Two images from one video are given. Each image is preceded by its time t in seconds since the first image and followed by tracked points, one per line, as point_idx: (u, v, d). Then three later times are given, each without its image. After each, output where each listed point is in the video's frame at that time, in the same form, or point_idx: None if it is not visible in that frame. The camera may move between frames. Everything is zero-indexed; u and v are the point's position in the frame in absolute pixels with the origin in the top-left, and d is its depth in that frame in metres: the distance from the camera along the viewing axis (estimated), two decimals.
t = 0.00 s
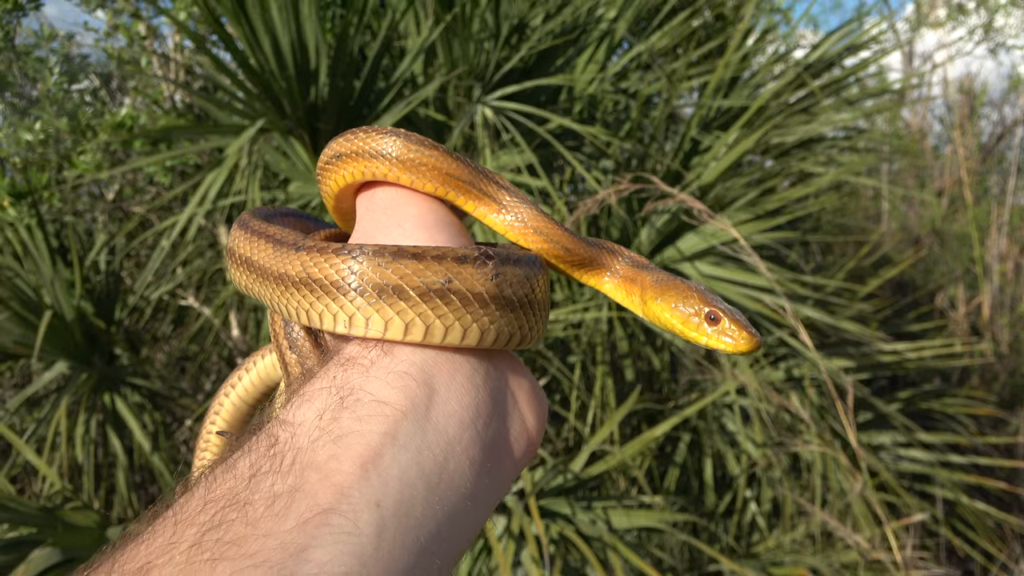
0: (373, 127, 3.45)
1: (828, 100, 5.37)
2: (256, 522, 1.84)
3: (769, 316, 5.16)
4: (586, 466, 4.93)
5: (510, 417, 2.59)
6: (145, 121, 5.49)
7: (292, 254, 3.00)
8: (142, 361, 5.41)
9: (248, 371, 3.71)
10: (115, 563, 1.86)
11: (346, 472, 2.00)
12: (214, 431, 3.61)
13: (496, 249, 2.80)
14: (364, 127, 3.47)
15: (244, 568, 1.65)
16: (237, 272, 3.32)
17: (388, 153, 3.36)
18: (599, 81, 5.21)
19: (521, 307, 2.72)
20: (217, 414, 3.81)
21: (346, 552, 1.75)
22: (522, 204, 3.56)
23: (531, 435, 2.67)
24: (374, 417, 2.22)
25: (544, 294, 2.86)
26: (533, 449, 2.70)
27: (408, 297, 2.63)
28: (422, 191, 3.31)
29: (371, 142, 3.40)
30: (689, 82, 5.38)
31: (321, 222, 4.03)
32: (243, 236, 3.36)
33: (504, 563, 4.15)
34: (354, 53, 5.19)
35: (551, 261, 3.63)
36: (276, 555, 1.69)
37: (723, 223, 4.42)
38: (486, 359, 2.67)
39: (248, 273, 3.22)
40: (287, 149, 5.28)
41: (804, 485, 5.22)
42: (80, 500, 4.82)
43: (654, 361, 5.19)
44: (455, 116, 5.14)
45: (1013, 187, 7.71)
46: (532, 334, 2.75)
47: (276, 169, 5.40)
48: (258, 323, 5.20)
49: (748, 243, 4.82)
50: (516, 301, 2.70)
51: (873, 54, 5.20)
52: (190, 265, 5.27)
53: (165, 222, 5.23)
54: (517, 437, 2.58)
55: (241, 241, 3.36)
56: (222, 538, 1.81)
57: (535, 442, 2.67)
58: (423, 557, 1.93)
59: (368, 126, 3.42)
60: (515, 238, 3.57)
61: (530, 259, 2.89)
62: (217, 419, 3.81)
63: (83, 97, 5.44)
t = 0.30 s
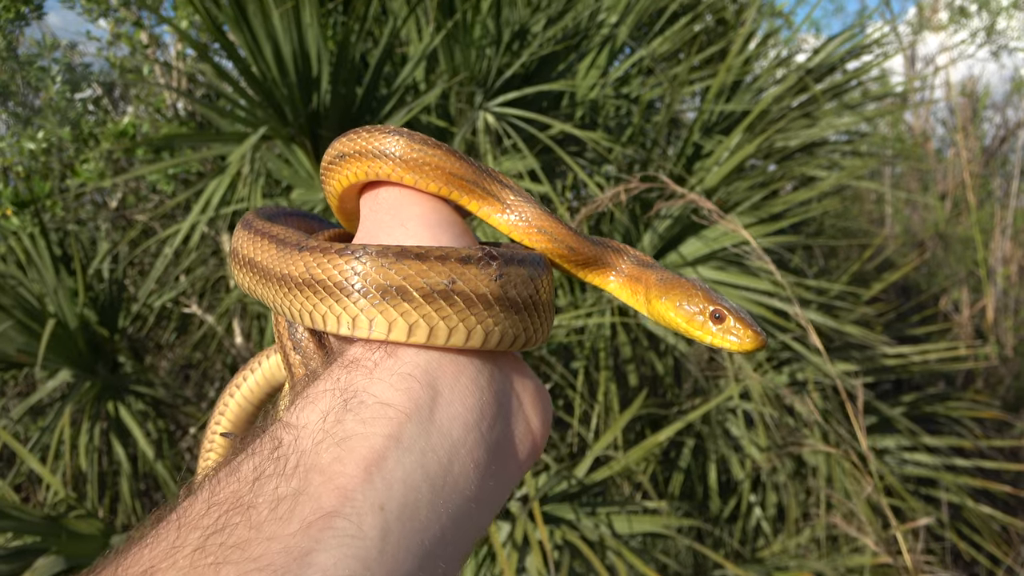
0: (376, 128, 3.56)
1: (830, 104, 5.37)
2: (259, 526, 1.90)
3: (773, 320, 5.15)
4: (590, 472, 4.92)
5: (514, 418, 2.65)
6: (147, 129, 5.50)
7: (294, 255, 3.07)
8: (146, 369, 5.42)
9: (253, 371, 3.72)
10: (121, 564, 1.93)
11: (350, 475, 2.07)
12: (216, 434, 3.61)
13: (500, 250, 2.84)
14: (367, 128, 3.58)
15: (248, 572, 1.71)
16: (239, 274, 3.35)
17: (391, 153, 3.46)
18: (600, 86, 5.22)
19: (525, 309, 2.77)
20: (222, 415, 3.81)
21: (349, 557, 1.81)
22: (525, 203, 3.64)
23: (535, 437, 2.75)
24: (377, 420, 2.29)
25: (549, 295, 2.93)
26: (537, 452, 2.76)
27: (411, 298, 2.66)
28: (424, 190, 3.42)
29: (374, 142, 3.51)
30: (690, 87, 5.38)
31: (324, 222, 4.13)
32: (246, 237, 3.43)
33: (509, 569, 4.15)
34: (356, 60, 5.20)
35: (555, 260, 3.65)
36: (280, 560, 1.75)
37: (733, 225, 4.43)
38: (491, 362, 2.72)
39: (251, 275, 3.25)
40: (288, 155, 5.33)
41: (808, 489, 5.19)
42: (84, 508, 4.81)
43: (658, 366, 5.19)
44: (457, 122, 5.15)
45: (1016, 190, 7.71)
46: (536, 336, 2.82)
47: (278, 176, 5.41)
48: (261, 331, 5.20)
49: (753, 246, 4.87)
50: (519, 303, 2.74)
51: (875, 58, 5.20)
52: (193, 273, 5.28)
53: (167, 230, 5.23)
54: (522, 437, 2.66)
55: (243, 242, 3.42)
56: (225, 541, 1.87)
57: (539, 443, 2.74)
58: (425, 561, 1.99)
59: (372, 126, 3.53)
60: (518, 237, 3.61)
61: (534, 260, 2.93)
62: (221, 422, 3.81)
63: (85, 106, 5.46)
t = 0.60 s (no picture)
0: (382, 144, 3.64)
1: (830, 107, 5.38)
2: (264, 539, 1.97)
3: (773, 324, 5.16)
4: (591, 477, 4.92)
5: (519, 432, 2.66)
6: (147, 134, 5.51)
7: (302, 270, 3.20)
8: (146, 374, 5.42)
9: (257, 388, 3.72)
10: None
11: (354, 490, 2.13)
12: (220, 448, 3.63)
13: (505, 265, 2.93)
14: (373, 145, 3.66)
15: None
16: (249, 291, 3.53)
17: (397, 169, 3.55)
18: (600, 89, 5.22)
19: (531, 324, 2.83)
20: (228, 430, 3.84)
21: (352, 571, 1.86)
22: (530, 219, 3.72)
23: (540, 451, 2.73)
24: (382, 434, 2.34)
25: (554, 310, 2.97)
26: (542, 464, 2.74)
27: (416, 313, 2.75)
28: (429, 206, 3.49)
29: (380, 158, 3.59)
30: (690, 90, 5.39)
31: (330, 237, 4.19)
32: (254, 254, 3.59)
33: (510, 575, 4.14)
34: (356, 64, 5.21)
35: (560, 276, 3.74)
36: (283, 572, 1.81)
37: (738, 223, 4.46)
38: (496, 377, 2.75)
39: (259, 290, 3.45)
40: (289, 161, 5.30)
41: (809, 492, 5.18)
42: (85, 515, 4.80)
43: (658, 370, 5.18)
44: (456, 126, 5.15)
45: (1017, 192, 7.71)
46: (542, 350, 2.85)
47: (278, 181, 5.40)
48: (262, 336, 5.20)
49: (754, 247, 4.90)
50: (525, 317, 2.81)
51: (874, 61, 5.20)
52: (193, 278, 5.28)
53: (167, 235, 5.24)
54: (526, 451, 2.65)
55: (252, 259, 3.58)
56: (230, 555, 1.93)
57: (545, 457, 2.72)
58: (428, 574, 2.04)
59: (378, 143, 3.61)
60: (523, 252, 3.71)
61: (539, 275, 3.00)
62: (227, 436, 3.84)
63: (85, 112, 5.48)
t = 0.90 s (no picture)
0: (364, 148, 3.73)
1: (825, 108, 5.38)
2: (245, 545, 1.94)
3: (769, 326, 5.14)
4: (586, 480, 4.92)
5: (502, 435, 2.69)
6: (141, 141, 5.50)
7: (283, 276, 3.17)
8: (141, 381, 5.40)
9: (243, 394, 3.76)
10: None
11: (337, 495, 2.11)
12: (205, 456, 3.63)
13: (487, 267, 2.94)
14: (355, 148, 3.75)
15: None
16: (232, 296, 3.51)
17: (380, 172, 3.64)
18: (594, 92, 5.21)
19: (513, 324, 2.87)
20: (213, 437, 3.85)
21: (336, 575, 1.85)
22: (514, 222, 3.82)
23: (525, 454, 2.76)
24: (364, 439, 2.34)
25: (537, 311, 3.01)
26: (528, 468, 2.77)
27: (398, 315, 2.75)
28: (412, 209, 3.60)
29: (362, 161, 3.68)
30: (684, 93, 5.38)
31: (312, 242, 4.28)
32: (237, 260, 3.57)
33: None
34: (349, 69, 5.20)
35: (544, 278, 3.84)
36: None
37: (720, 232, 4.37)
38: (479, 378, 2.78)
39: (243, 296, 3.40)
40: (283, 166, 5.24)
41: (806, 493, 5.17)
42: (81, 522, 4.78)
43: (654, 373, 5.17)
44: (450, 131, 5.15)
45: (1012, 192, 7.72)
46: (524, 349, 2.90)
47: (272, 186, 5.39)
48: (257, 342, 5.18)
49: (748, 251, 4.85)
50: (507, 317, 2.85)
51: (868, 62, 5.20)
52: (187, 284, 5.26)
53: (161, 242, 5.22)
54: (510, 454, 2.68)
55: (235, 265, 3.57)
56: (211, 561, 1.90)
57: (530, 460, 2.76)
58: None
59: (359, 146, 3.71)
60: (507, 254, 3.82)
61: (522, 277, 3.03)
62: (212, 444, 3.85)
63: (78, 119, 5.47)
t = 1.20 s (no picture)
0: (358, 143, 3.56)
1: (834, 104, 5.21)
2: (233, 553, 1.84)
3: (777, 328, 4.97)
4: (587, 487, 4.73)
5: (503, 438, 2.54)
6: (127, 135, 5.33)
7: (273, 275, 3.03)
8: (126, 383, 5.22)
9: (234, 400, 3.59)
10: None
11: (329, 500, 2.00)
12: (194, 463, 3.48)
13: (485, 266, 2.82)
14: (348, 143, 3.57)
15: None
16: (222, 296, 3.35)
17: (374, 167, 3.46)
18: (596, 86, 5.05)
19: (512, 321, 2.73)
20: (202, 443, 3.67)
21: None
22: (514, 219, 3.64)
23: (526, 459, 2.60)
24: (358, 442, 2.22)
25: (537, 309, 2.87)
26: (528, 473, 2.61)
27: (392, 313, 2.63)
28: (407, 205, 3.42)
29: (356, 156, 3.50)
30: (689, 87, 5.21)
31: (305, 241, 4.08)
32: (226, 258, 3.40)
33: None
34: (342, 62, 5.03)
35: (545, 277, 3.66)
36: None
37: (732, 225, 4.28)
38: (478, 378, 2.64)
39: (233, 294, 3.24)
40: (274, 161, 5.08)
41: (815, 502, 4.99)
42: (62, 529, 4.58)
43: (658, 376, 4.99)
44: (447, 125, 4.99)
45: None
46: (524, 347, 2.76)
47: (263, 183, 5.22)
48: (246, 343, 5.00)
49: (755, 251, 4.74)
50: (505, 315, 2.71)
51: (879, 56, 5.03)
52: (174, 283, 5.08)
53: (148, 239, 5.05)
54: (511, 459, 2.52)
55: (224, 263, 3.40)
56: (198, 569, 1.81)
57: (531, 465, 2.60)
58: None
59: (353, 141, 3.53)
60: (507, 253, 3.64)
61: (522, 276, 2.89)
62: (202, 451, 3.68)
63: (62, 112, 5.30)
